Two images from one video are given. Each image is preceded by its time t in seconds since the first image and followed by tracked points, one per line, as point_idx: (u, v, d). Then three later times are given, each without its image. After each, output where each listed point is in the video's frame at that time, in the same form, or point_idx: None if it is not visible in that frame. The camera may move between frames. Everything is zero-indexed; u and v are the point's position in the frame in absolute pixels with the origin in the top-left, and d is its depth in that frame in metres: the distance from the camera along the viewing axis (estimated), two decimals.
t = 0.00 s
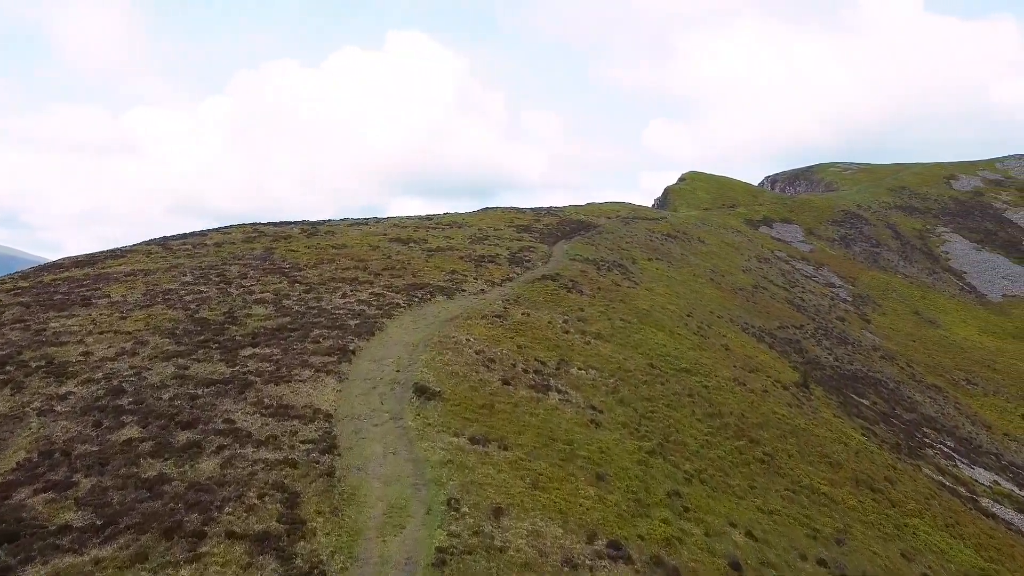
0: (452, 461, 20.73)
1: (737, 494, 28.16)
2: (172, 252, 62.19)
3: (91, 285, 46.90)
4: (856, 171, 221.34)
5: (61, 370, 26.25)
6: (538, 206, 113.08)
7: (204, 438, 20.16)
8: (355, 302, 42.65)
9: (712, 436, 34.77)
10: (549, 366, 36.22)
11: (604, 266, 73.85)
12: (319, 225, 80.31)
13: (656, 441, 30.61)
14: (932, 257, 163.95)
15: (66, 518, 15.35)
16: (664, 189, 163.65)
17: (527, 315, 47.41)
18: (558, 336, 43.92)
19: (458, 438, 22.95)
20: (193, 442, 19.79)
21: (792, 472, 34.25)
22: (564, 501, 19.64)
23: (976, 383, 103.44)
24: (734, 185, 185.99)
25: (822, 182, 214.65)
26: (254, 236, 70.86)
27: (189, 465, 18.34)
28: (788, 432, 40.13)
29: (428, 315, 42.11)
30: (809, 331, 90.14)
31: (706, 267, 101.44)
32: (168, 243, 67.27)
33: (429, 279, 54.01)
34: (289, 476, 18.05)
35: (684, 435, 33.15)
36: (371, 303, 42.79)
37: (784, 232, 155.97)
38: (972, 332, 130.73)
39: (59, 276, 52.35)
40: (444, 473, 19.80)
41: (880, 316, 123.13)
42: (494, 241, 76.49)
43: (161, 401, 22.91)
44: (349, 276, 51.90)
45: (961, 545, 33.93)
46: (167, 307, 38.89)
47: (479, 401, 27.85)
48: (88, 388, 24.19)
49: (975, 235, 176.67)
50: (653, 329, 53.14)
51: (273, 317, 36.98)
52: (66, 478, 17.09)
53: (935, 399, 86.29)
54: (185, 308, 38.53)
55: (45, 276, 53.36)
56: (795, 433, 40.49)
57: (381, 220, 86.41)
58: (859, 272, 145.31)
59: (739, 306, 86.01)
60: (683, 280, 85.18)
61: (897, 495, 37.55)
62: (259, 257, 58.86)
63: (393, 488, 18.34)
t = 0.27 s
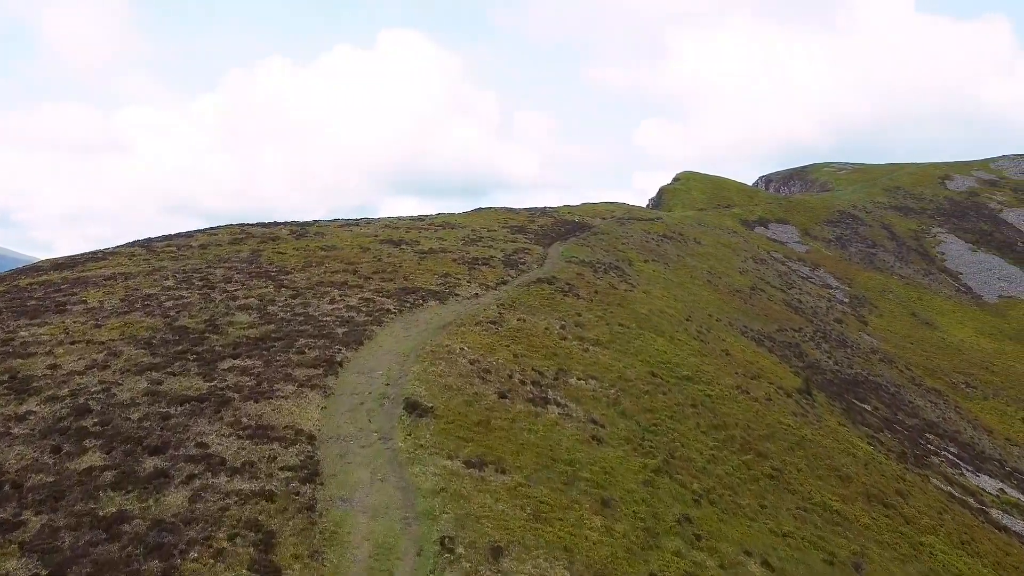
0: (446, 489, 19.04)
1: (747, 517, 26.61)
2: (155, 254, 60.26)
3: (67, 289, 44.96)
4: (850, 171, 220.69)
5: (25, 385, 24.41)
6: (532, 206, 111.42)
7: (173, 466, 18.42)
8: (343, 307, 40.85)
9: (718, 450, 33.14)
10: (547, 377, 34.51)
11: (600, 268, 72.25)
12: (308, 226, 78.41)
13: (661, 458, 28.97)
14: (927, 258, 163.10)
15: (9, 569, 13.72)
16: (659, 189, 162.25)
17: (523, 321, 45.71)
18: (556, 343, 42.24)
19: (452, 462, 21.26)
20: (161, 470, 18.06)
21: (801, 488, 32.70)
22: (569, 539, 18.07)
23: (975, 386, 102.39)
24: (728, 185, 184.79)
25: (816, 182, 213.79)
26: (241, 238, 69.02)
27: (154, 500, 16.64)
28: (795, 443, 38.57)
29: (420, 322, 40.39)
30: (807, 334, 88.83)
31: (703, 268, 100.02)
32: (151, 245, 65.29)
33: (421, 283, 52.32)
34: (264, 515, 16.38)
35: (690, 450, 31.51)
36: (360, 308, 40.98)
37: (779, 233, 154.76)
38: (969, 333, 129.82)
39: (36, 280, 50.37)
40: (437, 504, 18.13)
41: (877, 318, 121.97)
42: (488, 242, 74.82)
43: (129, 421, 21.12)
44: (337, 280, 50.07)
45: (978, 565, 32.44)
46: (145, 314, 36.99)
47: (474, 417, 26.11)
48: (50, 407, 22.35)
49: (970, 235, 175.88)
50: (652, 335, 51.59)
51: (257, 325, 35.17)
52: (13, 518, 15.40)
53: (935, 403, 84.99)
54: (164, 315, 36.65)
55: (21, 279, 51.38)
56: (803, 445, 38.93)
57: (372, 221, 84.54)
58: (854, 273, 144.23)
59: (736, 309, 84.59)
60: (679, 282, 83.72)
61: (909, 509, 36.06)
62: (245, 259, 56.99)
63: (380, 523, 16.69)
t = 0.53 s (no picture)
0: (442, 525, 17.34)
1: (762, 543, 24.99)
2: (140, 256, 58.36)
3: (44, 294, 43.05)
4: (846, 171, 219.69)
5: None
6: (527, 207, 109.74)
7: (137, 501, 16.63)
8: (332, 314, 39.00)
9: (727, 466, 31.53)
10: (547, 389, 32.82)
11: (598, 271, 70.55)
12: (299, 227, 76.56)
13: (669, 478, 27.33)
14: (925, 258, 162.02)
15: None
16: (655, 188, 160.82)
17: (520, 327, 43.97)
18: (555, 351, 40.55)
19: (448, 490, 19.56)
20: (123, 506, 16.28)
21: (814, 506, 31.10)
22: None
23: (976, 389, 101.10)
24: (725, 185, 183.49)
25: (812, 182, 212.71)
26: (230, 239, 67.13)
27: (113, 542, 14.90)
28: (805, 456, 36.98)
29: (413, 329, 38.65)
30: (808, 337, 87.37)
31: (701, 270, 98.53)
32: (136, 247, 63.31)
33: (415, 287, 50.55)
34: (237, 560, 14.64)
35: (698, 467, 29.89)
36: (350, 315, 39.14)
37: (776, 233, 153.40)
38: (968, 335, 128.63)
39: (14, 284, 48.44)
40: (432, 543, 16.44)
41: (876, 319, 120.69)
42: (483, 244, 73.06)
43: (93, 445, 19.33)
44: (327, 284, 48.21)
45: None
46: (123, 321, 35.15)
47: (471, 437, 24.35)
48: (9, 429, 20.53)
49: (967, 236, 174.83)
50: (653, 340, 49.96)
51: (241, 334, 33.34)
52: None
53: (938, 408, 83.62)
54: (143, 323, 34.79)
55: None
56: (813, 457, 37.35)
57: (363, 222, 82.65)
58: (852, 274, 142.97)
59: (736, 311, 83.08)
60: (678, 285, 82.15)
61: (925, 526, 34.48)
62: (232, 262, 55.12)
63: (367, 568, 15.00)
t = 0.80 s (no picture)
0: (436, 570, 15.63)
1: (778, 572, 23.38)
2: (123, 259, 56.45)
3: (19, 300, 41.12)
4: (842, 171, 218.72)
5: None
6: (522, 207, 108.02)
7: (93, 545, 14.89)
8: (320, 322, 37.17)
9: (735, 484, 29.90)
10: (546, 402, 31.12)
11: (595, 273, 68.87)
12: (289, 228, 74.69)
13: (677, 501, 25.69)
14: (922, 259, 160.97)
15: None
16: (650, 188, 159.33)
17: (516, 334, 42.23)
18: (554, 360, 38.85)
19: (442, 526, 17.85)
20: (76, 553, 14.53)
21: (828, 527, 29.49)
22: None
23: (977, 392, 99.85)
24: (720, 184, 182.15)
25: (808, 182, 211.63)
26: (217, 241, 65.23)
27: None
28: (815, 471, 35.39)
29: (405, 337, 36.89)
30: (808, 340, 85.92)
31: (698, 271, 97.01)
32: (119, 249, 61.37)
33: (407, 292, 48.81)
34: None
35: (706, 487, 28.25)
36: (339, 323, 37.32)
37: (772, 234, 152.05)
38: (967, 336, 127.47)
39: None
40: None
41: (874, 321, 119.45)
42: (478, 246, 71.33)
43: (50, 477, 17.54)
44: (315, 288, 46.41)
45: None
46: (98, 330, 33.27)
47: (466, 461, 22.62)
48: None
49: (964, 236, 173.87)
50: (654, 347, 48.33)
51: (222, 344, 31.52)
52: None
53: (940, 412, 82.25)
54: (119, 332, 32.92)
55: None
56: (823, 471, 35.77)
57: (355, 223, 80.78)
58: (850, 275, 141.75)
59: (735, 314, 81.56)
60: (676, 287, 80.58)
61: (942, 545, 32.91)
62: (217, 266, 53.25)
63: None
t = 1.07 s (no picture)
0: None
1: None
2: (102, 263, 54.45)
3: None
4: (835, 171, 217.95)
5: None
6: (515, 208, 106.31)
7: None
8: (305, 332, 35.31)
9: (744, 507, 28.24)
10: (543, 419, 29.37)
11: (591, 277, 67.21)
12: (276, 231, 72.79)
13: (685, 530, 24.02)
14: (917, 260, 160.05)
15: None
16: (644, 189, 157.90)
17: (511, 343, 40.50)
18: (551, 371, 37.14)
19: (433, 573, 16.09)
20: None
21: (842, 552, 27.86)
22: None
23: (975, 396, 98.70)
24: (715, 184, 180.91)
25: (801, 182, 210.70)
26: (202, 244, 63.29)
27: None
28: (824, 488, 33.78)
29: (395, 348, 35.08)
30: (806, 345, 84.52)
31: (695, 273, 95.52)
32: (100, 253, 59.34)
33: (398, 298, 47.03)
34: None
35: (714, 512, 26.59)
36: (325, 333, 35.49)
37: (767, 234, 150.80)
38: (963, 338, 126.46)
39: None
40: None
41: (871, 323, 118.30)
42: (470, 248, 69.59)
43: None
44: (301, 295, 44.55)
45: None
46: (68, 342, 31.31)
47: (460, 491, 20.89)
48: None
49: (959, 237, 173.10)
50: (653, 355, 46.68)
51: (199, 358, 29.63)
52: None
53: (941, 417, 80.95)
54: (89, 345, 30.96)
55: None
56: (832, 489, 34.17)
57: (344, 225, 78.86)
58: (845, 276, 140.59)
59: (733, 318, 80.06)
60: (673, 290, 79.02)
61: (958, 568, 31.37)
62: (200, 271, 51.31)
63: None
